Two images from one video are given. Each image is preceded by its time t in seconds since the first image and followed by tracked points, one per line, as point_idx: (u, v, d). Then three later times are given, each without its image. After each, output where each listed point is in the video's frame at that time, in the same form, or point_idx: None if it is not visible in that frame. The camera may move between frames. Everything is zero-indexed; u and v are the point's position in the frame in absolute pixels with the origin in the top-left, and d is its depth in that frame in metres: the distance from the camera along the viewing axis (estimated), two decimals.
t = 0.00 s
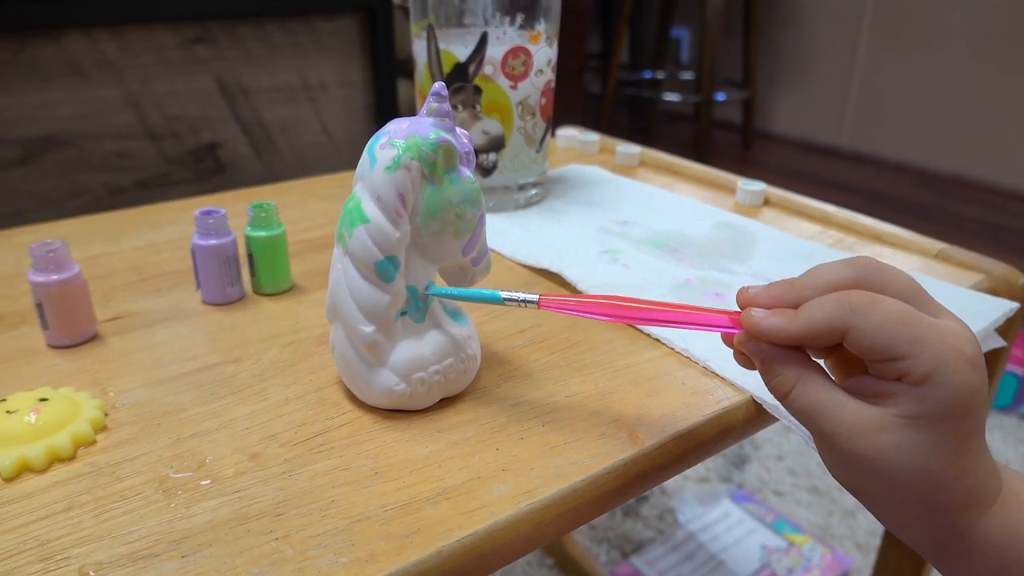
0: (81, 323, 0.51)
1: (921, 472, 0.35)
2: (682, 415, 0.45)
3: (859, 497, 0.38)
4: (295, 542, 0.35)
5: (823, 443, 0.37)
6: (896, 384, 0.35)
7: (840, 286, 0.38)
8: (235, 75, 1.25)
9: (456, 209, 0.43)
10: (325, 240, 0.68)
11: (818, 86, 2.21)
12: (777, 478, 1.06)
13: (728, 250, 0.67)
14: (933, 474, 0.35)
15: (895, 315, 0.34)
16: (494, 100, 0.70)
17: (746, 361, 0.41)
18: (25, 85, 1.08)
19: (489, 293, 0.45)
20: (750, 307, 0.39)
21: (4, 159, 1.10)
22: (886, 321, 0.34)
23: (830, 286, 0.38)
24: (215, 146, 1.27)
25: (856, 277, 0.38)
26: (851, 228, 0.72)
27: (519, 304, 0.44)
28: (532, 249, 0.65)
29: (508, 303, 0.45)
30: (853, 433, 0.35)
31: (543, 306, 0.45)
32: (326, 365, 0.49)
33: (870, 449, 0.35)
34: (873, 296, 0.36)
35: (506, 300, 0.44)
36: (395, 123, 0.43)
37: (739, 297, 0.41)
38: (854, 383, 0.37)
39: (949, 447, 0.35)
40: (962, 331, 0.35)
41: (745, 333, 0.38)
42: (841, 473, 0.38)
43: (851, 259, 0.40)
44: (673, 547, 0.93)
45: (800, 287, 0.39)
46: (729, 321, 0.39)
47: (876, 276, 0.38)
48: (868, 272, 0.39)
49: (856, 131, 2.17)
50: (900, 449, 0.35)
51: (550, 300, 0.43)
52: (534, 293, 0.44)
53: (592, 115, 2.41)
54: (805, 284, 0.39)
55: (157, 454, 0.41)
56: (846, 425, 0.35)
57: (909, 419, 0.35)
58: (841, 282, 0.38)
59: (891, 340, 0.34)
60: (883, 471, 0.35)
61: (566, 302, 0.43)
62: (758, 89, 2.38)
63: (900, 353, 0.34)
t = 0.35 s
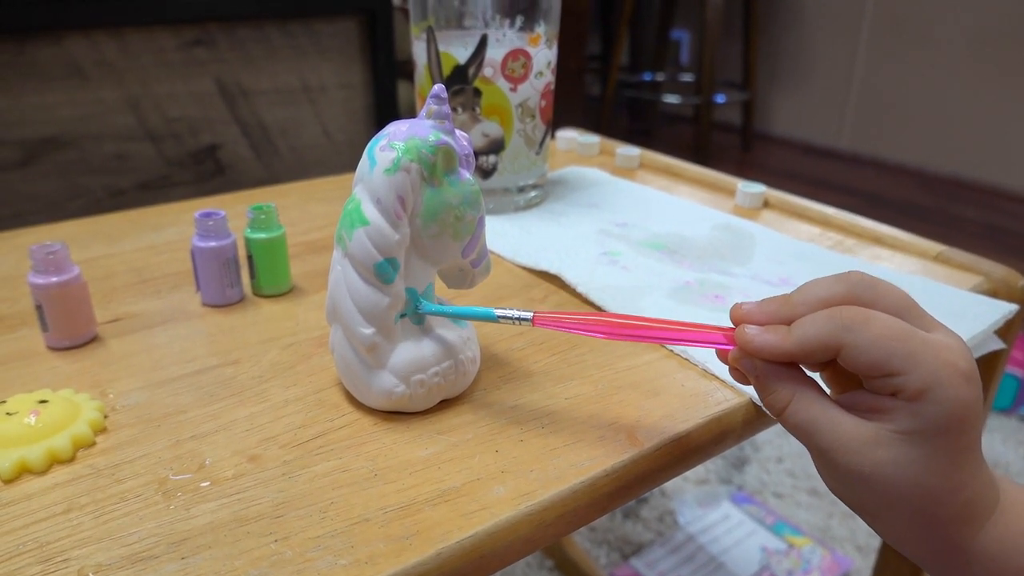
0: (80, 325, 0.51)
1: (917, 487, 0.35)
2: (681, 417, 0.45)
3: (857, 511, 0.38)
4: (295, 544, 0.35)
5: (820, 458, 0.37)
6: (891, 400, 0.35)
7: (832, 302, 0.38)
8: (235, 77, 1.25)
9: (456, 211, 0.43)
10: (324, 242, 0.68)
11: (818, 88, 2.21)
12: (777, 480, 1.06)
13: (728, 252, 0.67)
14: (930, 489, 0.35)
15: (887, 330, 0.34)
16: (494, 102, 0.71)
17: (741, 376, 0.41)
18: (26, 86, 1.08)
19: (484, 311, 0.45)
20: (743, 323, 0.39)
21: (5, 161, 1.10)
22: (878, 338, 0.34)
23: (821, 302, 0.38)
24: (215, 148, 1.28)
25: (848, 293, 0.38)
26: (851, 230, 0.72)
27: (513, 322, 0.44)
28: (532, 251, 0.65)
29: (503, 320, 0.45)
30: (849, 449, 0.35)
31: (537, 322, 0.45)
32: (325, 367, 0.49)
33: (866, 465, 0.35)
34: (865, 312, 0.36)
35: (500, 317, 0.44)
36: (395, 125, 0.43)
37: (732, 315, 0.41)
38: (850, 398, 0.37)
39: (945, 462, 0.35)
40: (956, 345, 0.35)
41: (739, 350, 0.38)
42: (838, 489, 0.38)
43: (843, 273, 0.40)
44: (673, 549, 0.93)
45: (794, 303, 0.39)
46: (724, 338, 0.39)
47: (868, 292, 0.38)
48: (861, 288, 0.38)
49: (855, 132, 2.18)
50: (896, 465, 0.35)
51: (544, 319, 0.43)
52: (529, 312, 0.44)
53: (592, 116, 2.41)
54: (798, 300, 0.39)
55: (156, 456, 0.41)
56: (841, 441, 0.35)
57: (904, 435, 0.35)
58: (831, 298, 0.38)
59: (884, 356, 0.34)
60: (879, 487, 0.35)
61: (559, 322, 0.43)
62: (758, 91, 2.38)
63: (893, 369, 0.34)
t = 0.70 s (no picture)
0: (79, 327, 0.51)
1: (919, 479, 0.35)
2: (680, 419, 0.45)
3: (859, 502, 0.38)
4: (293, 547, 0.35)
5: (822, 448, 0.37)
6: (894, 392, 0.35)
7: (838, 295, 0.39)
8: (234, 78, 1.25)
9: (454, 214, 0.43)
10: (323, 244, 0.68)
11: (816, 90, 2.22)
12: (776, 482, 1.06)
13: (726, 254, 0.67)
14: (931, 481, 0.35)
15: (891, 323, 0.34)
16: (492, 104, 0.71)
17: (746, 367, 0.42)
18: (25, 88, 1.08)
19: (491, 302, 0.45)
20: (750, 314, 0.39)
21: (3, 162, 1.10)
22: (882, 330, 0.34)
23: (829, 295, 0.39)
24: (213, 150, 1.28)
25: (855, 286, 0.39)
26: (849, 232, 0.72)
27: (522, 314, 0.44)
28: (530, 253, 0.65)
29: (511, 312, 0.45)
30: (851, 440, 0.35)
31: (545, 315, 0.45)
32: (324, 369, 0.49)
33: (867, 456, 0.35)
34: (872, 304, 0.36)
35: (508, 309, 0.44)
36: (393, 127, 0.43)
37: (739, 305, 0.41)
38: (853, 390, 0.37)
39: (946, 454, 0.35)
40: (959, 340, 0.35)
41: (744, 340, 0.38)
42: (840, 479, 0.38)
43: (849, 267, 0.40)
44: (672, 550, 0.93)
45: (800, 295, 0.39)
46: (729, 329, 0.39)
47: (874, 286, 0.39)
48: (868, 282, 0.39)
49: (854, 135, 2.18)
50: (898, 457, 0.35)
51: (554, 310, 0.44)
52: (537, 303, 0.44)
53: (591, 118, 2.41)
54: (804, 293, 0.39)
55: (155, 458, 0.41)
56: (844, 432, 0.36)
57: (906, 427, 0.35)
58: (838, 291, 0.39)
59: (887, 348, 0.34)
60: (881, 478, 0.35)
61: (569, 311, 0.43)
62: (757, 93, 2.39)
63: (897, 361, 0.34)
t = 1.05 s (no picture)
0: (76, 329, 0.51)
1: (919, 478, 0.35)
2: (678, 421, 0.45)
3: (859, 500, 0.38)
4: (289, 550, 0.35)
5: (823, 446, 0.37)
6: (896, 391, 0.35)
7: (841, 294, 0.38)
8: (232, 80, 1.25)
9: (451, 216, 0.43)
10: (321, 246, 0.68)
11: (814, 92, 2.22)
12: (774, 484, 1.06)
13: (724, 256, 0.67)
14: (932, 479, 0.35)
15: (894, 322, 0.34)
16: (490, 105, 0.71)
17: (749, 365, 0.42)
18: (22, 90, 1.08)
19: (498, 298, 0.45)
20: (753, 313, 0.39)
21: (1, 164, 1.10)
22: (885, 329, 0.34)
23: (831, 294, 0.38)
24: (211, 152, 1.27)
25: (857, 285, 0.38)
26: (847, 234, 0.72)
27: (529, 309, 0.45)
28: (529, 255, 0.65)
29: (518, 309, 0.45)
30: (853, 438, 0.35)
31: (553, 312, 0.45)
32: (321, 372, 0.49)
33: (868, 454, 0.35)
34: (874, 304, 0.36)
35: (517, 306, 0.45)
36: (391, 129, 0.43)
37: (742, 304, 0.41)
38: (855, 388, 0.37)
39: (947, 453, 0.35)
40: (961, 339, 0.35)
41: (747, 338, 0.38)
42: (841, 477, 0.38)
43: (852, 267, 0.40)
44: (670, 552, 0.93)
45: (802, 295, 0.39)
46: (733, 327, 0.40)
47: (877, 285, 0.39)
48: (871, 281, 0.39)
49: (852, 136, 2.18)
50: (899, 455, 0.35)
51: (561, 306, 0.44)
52: (544, 300, 0.45)
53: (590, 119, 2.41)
54: (806, 293, 0.39)
55: (151, 461, 0.41)
56: (845, 430, 0.36)
57: (907, 425, 0.35)
58: (841, 290, 0.38)
59: (890, 347, 0.34)
60: (882, 476, 0.35)
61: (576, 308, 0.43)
62: (756, 95, 2.39)
63: (899, 360, 0.34)
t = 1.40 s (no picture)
0: (71, 328, 0.51)
1: (915, 480, 0.35)
2: (675, 421, 0.45)
3: (855, 502, 0.38)
4: (285, 549, 0.35)
5: (819, 448, 0.37)
6: (893, 392, 0.35)
7: (838, 294, 0.38)
8: (229, 80, 1.25)
9: (449, 215, 0.43)
10: (317, 246, 0.68)
11: (812, 93, 2.22)
12: (772, 484, 1.06)
13: (721, 256, 0.67)
14: (928, 481, 0.35)
15: (891, 323, 0.34)
16: (488, 105, 0.71)
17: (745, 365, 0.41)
18: (18, 89, 1.08)
19: (494, 297, 0.45)
20: (749, 313, 0.39)
21: None
22: (883, 329, 0.34)
23: (828, 294, 0.38)
24: (208, 151, 1.27)
25: (855, 285, 0.39)
26: (844, 234, 0.72)
27: (525, 308, 0.45)
28: (526, 254, 0.65)
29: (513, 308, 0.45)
30: (849, 440, 0.35)
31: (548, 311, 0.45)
32: (318, 371, 0.49)
33: (865, 456, 0.35)
34: (871, 304, 0.36)
35: (512, 305, 0.45)
36: (388, 128, 0.43)
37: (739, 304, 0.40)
38: (851, 390, 0.37)
39: (944, 455, 0.35)
40: (958, 341, 0.35)
41: (743, 339, 0.38)
42: (837, 479, 0.38)
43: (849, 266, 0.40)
44: (668, 552, 0.93)
45: (799, 294, 0.39)
46: (730, 327, 0.39)
47: (874, 286, 0.39)
48: (868, 281, 0.39)
49: (850, 137, 2.18)
50: (895, 457, 0.35)
51: (556, 304, 0.44)
52: (539, 299, 0.45)
53: (588, 120, 2.41)
54: (803, 292, 0.39)
55: (147, 460, 0.41)
56: (841, 431, 0.36)
57: (904, 427, 0.35)
58: (838, 290, 0.38)
59: (887, 348, 0.34)
60: (878, 477, 0.35)
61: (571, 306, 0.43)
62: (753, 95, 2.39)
63: (896, 362, 0.34)
